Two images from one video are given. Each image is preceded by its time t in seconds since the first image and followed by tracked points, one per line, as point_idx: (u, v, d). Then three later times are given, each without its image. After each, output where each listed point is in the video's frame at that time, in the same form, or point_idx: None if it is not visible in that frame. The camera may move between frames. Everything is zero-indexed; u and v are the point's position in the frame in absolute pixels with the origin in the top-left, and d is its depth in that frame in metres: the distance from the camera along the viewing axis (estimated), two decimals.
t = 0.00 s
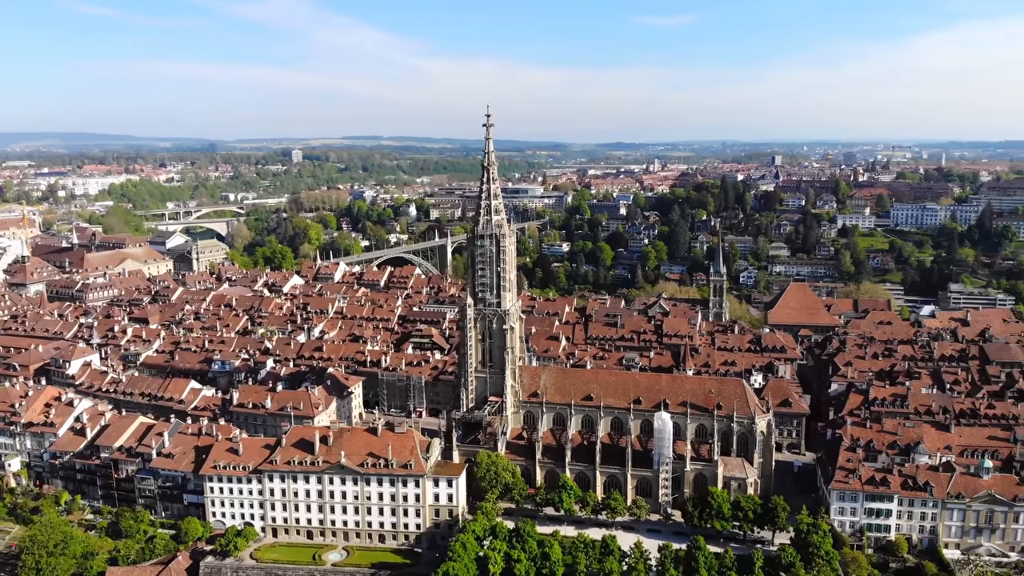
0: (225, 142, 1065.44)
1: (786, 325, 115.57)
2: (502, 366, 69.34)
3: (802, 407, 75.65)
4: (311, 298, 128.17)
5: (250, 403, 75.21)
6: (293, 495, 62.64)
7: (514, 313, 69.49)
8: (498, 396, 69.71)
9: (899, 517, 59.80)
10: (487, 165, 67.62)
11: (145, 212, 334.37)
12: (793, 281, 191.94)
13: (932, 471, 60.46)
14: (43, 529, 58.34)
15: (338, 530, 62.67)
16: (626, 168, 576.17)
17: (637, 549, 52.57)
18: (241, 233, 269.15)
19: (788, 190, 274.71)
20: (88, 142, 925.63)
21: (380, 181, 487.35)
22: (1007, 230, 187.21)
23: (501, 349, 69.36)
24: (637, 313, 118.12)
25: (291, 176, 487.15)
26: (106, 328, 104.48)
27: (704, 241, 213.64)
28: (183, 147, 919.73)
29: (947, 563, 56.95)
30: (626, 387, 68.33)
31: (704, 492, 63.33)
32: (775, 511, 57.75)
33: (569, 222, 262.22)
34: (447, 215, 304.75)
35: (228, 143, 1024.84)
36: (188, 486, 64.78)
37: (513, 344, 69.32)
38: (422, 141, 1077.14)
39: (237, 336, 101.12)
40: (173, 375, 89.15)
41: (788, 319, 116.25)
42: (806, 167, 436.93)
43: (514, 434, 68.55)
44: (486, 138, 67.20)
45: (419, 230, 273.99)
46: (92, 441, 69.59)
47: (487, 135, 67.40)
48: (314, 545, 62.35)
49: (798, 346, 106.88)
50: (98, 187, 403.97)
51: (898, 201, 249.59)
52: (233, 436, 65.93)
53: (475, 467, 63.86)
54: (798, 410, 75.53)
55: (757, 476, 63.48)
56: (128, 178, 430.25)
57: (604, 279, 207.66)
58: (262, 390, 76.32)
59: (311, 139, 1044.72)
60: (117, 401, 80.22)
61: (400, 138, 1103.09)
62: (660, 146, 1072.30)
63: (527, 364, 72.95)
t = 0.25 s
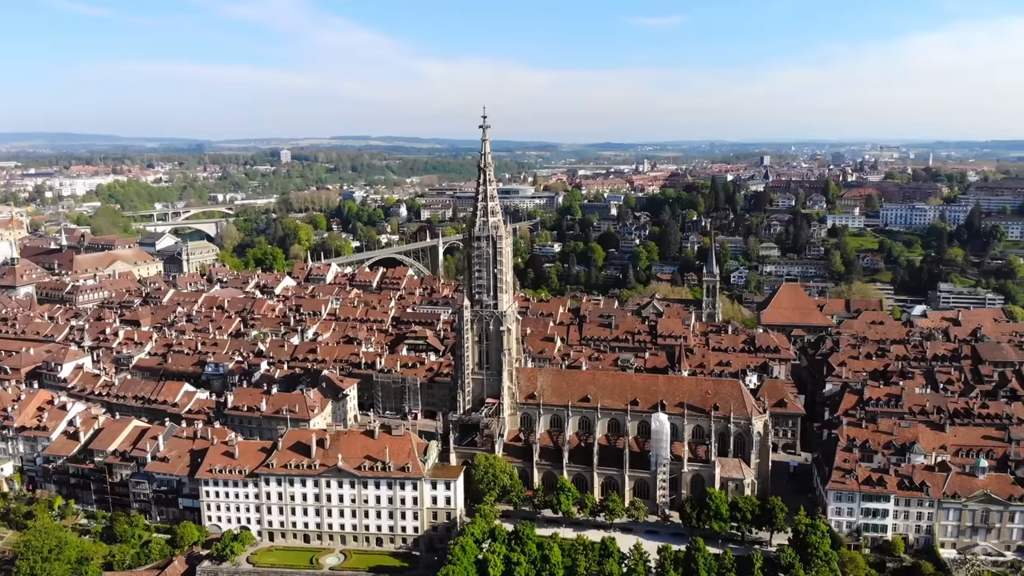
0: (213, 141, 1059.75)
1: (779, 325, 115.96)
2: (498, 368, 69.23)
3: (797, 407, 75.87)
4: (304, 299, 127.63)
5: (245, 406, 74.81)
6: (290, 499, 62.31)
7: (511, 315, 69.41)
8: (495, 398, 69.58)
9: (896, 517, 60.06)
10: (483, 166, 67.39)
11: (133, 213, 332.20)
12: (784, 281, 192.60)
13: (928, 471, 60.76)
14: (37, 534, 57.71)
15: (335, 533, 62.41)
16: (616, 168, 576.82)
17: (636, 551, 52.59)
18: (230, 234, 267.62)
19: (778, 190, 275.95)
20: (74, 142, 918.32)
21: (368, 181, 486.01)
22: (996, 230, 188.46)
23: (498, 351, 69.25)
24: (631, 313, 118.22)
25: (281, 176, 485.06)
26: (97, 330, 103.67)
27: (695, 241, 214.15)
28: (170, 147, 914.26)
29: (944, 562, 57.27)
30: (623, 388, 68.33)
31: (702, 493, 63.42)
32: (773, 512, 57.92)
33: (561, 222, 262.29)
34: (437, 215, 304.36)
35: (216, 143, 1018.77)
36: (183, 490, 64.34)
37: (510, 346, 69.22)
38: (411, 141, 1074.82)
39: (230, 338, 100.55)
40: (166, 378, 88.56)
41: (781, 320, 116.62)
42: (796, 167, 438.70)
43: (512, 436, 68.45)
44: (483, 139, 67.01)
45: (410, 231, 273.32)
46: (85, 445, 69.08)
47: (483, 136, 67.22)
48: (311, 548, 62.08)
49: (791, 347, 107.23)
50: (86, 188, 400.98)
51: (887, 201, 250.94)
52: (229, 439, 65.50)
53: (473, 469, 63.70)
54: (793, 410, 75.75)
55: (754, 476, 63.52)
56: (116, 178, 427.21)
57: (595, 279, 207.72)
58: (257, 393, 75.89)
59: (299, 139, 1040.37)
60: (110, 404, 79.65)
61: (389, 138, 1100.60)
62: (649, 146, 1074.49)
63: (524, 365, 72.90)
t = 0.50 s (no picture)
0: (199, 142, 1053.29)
1: (771, 325, 116.43)
2: (495, 370, 69.20)
3: (791, 408, 76.15)
4: (296, 301, 127.05)
5: (239, 410, 74.35)
6: (286, 503, 61.97)
7: (507, 317, 69.37)
8: (491, 400, 69.49)
9: (892, 516, 60.36)
10: (479, 168, 67.27)
11: (119, 214, 329.85)
12: (773, 281, 193.50)
13: (922, 471, 61.15)
14: (30, 540, 57.09)
15: (331, 537, 62.09)
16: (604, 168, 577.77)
17: (636, 553, 52.59)
18: (218, 235, 265.99)
19: (766, 190, 277.38)
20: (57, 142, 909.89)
21: (355, 181, 484.61)
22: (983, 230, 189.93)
23: (494, 353, 69.15)
24: (624, 314, 118.41)
25: (268, 177, 482.81)
26: (86, 333, 102.78)
27: (685, 242, 214.83)
28: (155, 147, 908.20)
29: (939, 561, 57.63)
30: (620, 390, 68.38)
31: (699, 494, 63.50)
32: (771, 512, 58.06)
33: (551, 223, 262.52)
34: (427, 216, 303.93)
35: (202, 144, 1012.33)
36: (177, 495, 63.77)
37: (506, 348, 69.16)
38: (398, 141, 1073.29)
39: (222, 341, 99.95)
40: (157, 381, 87.91)
41: (772, 320, 117.11)
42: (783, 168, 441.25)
43: (508, 438, 68.34)
44: (478, 141, 66.91)
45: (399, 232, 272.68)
46: (78, 450, 68.45)
47: (479, 138, 67.11)
48: (307, 553, 61.76)
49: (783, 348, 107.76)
50: (71, 189, 397.70)
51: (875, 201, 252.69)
52: (223, 443, 65.03)
53: (470, 472, 63.50)
54: (787, 411, 76.02)
55: (751, 477, 63.36)
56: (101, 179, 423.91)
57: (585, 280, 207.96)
58: (251, 397, 75.44)
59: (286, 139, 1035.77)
60: (101, 409, 78.96)
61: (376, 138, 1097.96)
62: (637, 146, 1077.74)
63: (520, 368, 72.89)
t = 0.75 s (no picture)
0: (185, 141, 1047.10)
1: (764, 325, 116.83)
2: (491, 372, 69.06)
3: (786, 408, 76.42)
4: (288, 303, 126.49)
5: (234, 413, 73.88)
6: (282, 506, 61.63)
7: (503, 319, 69.29)
8: (488, 402, 69.39)
9: (888, 516, 60.67)
10: (476, 169, 67.15)
11: (107, 215, 327.43)
12: (764, 281, 194.23)
13: (918, 471, 61.47)
14: (24, 545, 56.56)
15: (328, 541, 61.84)
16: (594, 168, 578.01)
17: (635, 555, 52.51)
18: (207, 235, 264.36)
19: (756, 190, 278.46)
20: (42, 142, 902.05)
21: (344, 182, 483.15)
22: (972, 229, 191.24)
23: (491, 355, 68.98)
24: (617, 315, 118.51)
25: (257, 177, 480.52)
26: (77, 336, 101.94)
27: (675, 242, 215.28)
28: (142, 147, 902.49)
29: (935, 561, 57.97)
30: (616, 391, 68.42)
31: (696, 495, 63.60)
32: (768, 513, 58.25)
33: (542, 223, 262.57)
34: (417, 216, 303.35)
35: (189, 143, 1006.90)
36: (172, 499, 63.30)
37: (503, 350, 69.06)
38: (387, 141, 1071.10)
39: (214, 343, 99.33)
40: (150, 384, 87.30)
41: (765, 320, 117.51)
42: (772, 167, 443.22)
43: (505, 440, 68.25)
44: (475, 142, 66.81)
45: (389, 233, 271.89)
46: (71, 454, 67.87)
47: (475, 139, 67.02)
48: (304, 556, 61.47)
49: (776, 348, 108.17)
50: (58, 190, 394.44)
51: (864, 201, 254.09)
52: (219, 447, 64.59)
53: (467, 474, 63.36)
54: (783, 411, 76.27)
55: (748, 478, 63.65)
56: (88, 180, 420.51)
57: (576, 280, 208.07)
58: (245, 399, 74.98)
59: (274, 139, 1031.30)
60: (94, 412, 78.33)
61: (365, 138, 1094.99)
62: (625, 146, 1080.89)
63: (516, 369, 72.81)
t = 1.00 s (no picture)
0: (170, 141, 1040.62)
1: (755, 326, 117.26)
2: (487, 374, 68.95)
3: (780, 408, 76.73)
4: (279, 305, 125.77)
5: (227, 416, 73.37)
6: (278, 510, 61.24)
7: (499, 321, 69.20)
8: (484, 404, 69.29)
9: (883, 516, 60.99)
10: (471, 171, 67.00)
11: (93, 216, 324.51)
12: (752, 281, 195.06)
13: (913, 471, 61.85)
14: (17, 551, 55.93)
15: (325, 544, 61.53)
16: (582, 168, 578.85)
17: (635, 557, 52.29)
18: (194, 236, 262.57)
19: (744, 191, 279.65)
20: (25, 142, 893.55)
21: (332, 182, 481.30)
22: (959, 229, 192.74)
23: (487, 357, 68.87)
24: (609, 316, 118.65)
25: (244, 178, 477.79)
26: (67, 339, 101.00)
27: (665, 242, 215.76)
28: (126, 147, 895.29)
29: (931, 560, 58.33)
30: (612, 393, 68.44)
31: (693, 496, 63.70)
32: (765, 514, 58.41)
33: (531, 224, 262.49)
34: (406, 216, 302.69)
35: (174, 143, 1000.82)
36: (167, 503, 62.79)
37: (499, 352, 68.98)
38: (374, 141, 1068.73)
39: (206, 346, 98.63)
40: (142, 388, 86.60)
41: (756, 320, 117.95)
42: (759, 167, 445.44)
43: (501, 442, 68.15)
44: (470, 144, 66.70)
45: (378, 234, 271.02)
46: (63, 459, 67.18)
47: (470, 141, 66.92)
48: (300, 561, 61.14)
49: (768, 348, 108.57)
50: (42, 191, 390.64)
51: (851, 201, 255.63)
52: (213, 450, 64.12)
53: (464, 477, 63.23)
54: (777, 411, 76.57)
55: (744, 479, 63.87)
56: (72, 181, 416.49)
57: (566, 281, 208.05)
58: (239, 402, 74.47)
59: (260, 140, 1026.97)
60: (86, 417, 77.60)
61: (352, 138, 1091.75)
62: (612, 146, 1083.91)
63: (512, 371, 72.73)
